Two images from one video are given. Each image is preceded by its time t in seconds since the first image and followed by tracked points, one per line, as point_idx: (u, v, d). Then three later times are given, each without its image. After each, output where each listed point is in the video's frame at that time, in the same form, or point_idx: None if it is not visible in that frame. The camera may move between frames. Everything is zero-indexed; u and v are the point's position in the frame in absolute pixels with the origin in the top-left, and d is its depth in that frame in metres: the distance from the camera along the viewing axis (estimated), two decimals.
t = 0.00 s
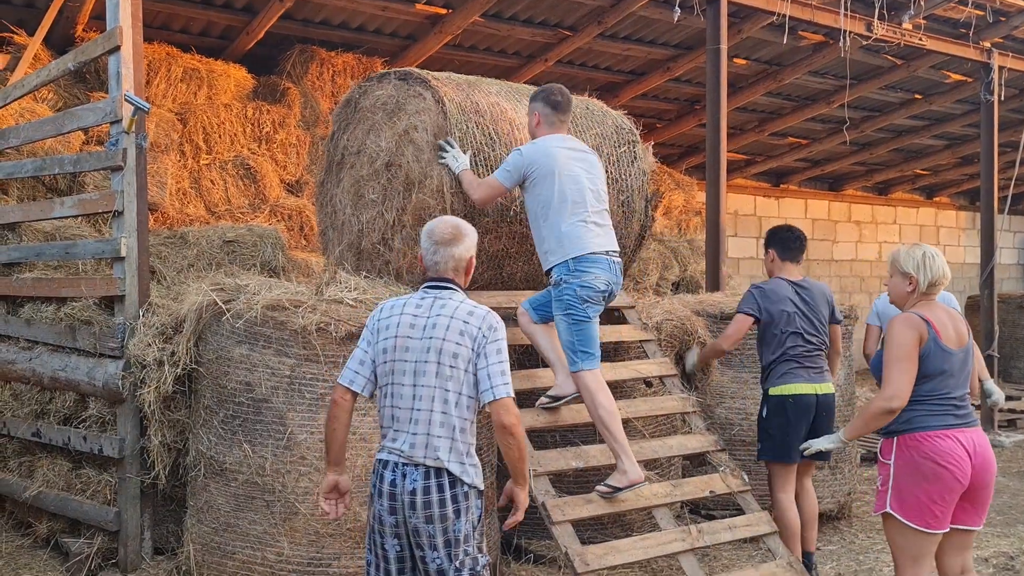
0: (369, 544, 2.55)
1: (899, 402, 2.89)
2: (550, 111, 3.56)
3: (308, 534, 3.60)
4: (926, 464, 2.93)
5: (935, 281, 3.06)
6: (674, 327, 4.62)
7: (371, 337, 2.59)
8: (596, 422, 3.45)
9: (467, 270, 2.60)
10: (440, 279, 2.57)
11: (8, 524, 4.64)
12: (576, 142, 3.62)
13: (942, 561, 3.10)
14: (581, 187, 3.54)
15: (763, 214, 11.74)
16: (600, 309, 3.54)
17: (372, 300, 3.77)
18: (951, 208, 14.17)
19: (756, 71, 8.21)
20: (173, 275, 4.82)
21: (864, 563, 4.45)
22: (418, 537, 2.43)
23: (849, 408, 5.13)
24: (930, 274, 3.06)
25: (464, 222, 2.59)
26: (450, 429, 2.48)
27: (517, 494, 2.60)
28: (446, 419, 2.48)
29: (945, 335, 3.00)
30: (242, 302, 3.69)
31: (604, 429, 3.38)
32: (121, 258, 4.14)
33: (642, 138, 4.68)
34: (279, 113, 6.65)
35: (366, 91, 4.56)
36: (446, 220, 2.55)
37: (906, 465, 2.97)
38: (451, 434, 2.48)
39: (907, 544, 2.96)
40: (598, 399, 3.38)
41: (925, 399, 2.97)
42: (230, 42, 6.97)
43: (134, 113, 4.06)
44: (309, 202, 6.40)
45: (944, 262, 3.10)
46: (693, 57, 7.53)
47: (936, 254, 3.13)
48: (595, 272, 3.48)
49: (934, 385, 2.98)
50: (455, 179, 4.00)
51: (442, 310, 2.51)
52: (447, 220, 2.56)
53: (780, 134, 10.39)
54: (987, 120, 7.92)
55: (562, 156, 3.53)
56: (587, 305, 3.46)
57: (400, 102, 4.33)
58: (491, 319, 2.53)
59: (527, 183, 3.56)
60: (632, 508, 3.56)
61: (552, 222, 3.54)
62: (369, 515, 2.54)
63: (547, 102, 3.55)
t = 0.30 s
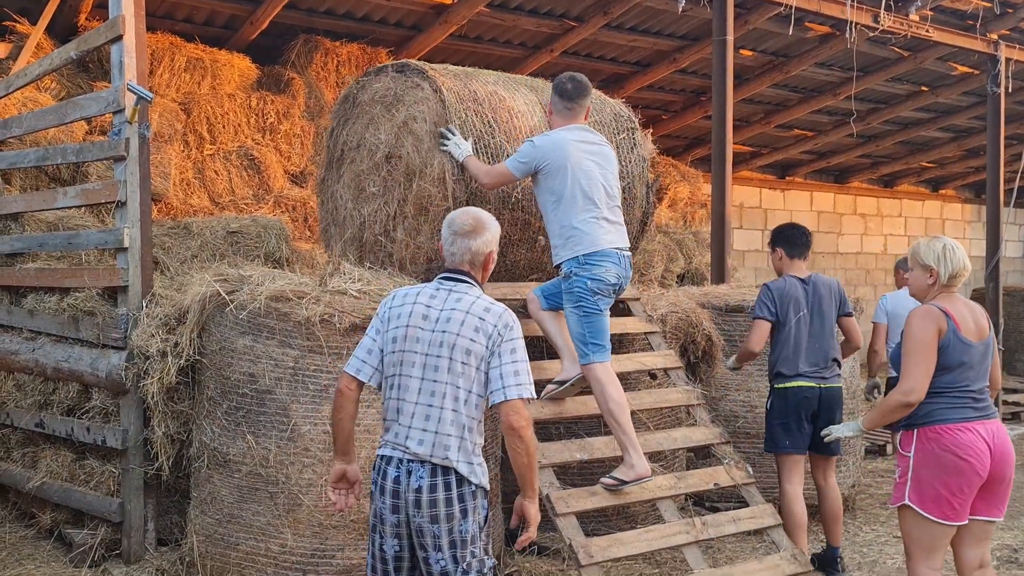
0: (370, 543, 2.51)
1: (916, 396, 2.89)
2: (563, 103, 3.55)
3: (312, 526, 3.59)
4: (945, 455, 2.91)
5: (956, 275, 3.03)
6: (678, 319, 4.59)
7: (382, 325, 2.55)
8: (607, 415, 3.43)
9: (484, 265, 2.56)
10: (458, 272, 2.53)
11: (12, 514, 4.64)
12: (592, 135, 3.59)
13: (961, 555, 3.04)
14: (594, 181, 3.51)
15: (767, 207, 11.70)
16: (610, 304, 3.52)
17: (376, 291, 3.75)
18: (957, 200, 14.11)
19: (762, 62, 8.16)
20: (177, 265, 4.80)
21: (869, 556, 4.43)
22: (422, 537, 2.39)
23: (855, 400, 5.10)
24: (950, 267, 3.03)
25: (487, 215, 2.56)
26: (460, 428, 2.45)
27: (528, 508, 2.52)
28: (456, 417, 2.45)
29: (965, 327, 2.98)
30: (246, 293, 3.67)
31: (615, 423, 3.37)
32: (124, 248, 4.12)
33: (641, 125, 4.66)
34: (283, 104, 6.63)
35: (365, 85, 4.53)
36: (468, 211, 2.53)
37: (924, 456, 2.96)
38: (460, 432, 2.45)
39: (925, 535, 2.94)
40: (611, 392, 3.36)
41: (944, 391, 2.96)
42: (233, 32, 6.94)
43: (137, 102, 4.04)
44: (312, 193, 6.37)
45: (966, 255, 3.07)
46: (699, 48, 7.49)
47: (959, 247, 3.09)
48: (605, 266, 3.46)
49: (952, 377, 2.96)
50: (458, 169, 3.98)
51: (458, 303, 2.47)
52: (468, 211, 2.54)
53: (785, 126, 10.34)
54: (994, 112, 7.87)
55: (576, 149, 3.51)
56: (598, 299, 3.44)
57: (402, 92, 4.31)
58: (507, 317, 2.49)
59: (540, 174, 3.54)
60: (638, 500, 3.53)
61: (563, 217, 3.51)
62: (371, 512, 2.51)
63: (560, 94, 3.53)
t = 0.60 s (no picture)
0: (367, 547, 2.46)
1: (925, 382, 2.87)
2: (572, 92, 3.55)
3: (318, 516, 3.61)
4: (955, 445, 2.90)
5: (970, 263, 3.00)
6: (684, 310, 4.62)
7: (367, 323, 2.52)
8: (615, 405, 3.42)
9: (470, 255, 2.50)
10: (442, 264, 2.48)
11: (21, 504, 4.68)
12: (601, 124, 3.58)
13: (969, 543, 3.02)
14: (600, 170, 3.50)
15: (775, 196, 11.65)
16: (615, 292, 3.50)
17: (382, 282, 3.74)
18: (966, 189, 14.03)
19: (770, 50, 8.11)
20: (183, 256, 4.81)
21: (876, 545, 4.43)
22: (424, 536, 2.36)
23: (863, 390, 5.09)
24: (965, 254, 3.00)
25: (471, 205, 2.51)
26: (453, 422, 2.41)
27: (512, 510, 2.44)
28: (448, 412, 2.41)
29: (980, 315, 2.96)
30: (251, 284, 3.67)
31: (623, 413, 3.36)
32: (130, 239, 4.12)
33: (646, 114, 4.63)
34: (289, 94, 6.61)
35: (371, 75, 4.51)
36: (450, 200, 2.47)
37: (934, 446, 2.94)
38: (453, 427, 2.41)
39: (935, 526, 2.92)
40: (618, 380, 3.34)
41: (956, 379, 2.94)
42: (239, 22, 6.92)
43: (142, 93, 4.03)
44: (318, 184, 6.37)
45: (980, 242, 3.04)
46: (706, 37, 7.44)
47: (973, 234, 3.06)
48: (610, 255, 3.45)
49: (965, 366, 2.95)
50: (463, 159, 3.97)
51: (440, 296, 2.42)
52: (450, 199, 2.49)
53: (792, 114, 10.29)
54: (1004, 100, 7.81)
55: (585, 138, 3.49)
56: (603, 287, 3.43)
57: (407, 82, 4.29)
58: (490, 306, 2.44)
59: (547, 162, 3.52)
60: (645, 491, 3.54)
61: (570, 205, 3.50)
62: (367, 514, 2.46)
63: (569, 82, 3.53)
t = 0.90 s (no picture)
0: (369, 534, 2.47)
1: (932, 358, 2.86)
2: (572, 76, 3.52)
3: (328, 499, 3.62)
4: (963, 424, 2.89)
5: (976, 242, 2.99)
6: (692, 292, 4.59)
7: (359, 310, 2.50)
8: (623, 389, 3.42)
9: (458, 233, 2.49)
10: (432, 244, 2.46)
11: (33, 490, 4.71)
12: (603, 109, 3.56)
13: (977, 523, 3.01)
14: (601, 154, 3.48)
15: (781, 178, 11.60)
16: (615, 277, 3.50)
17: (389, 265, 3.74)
18: (974, 169, 13.94)
19: (777, 31, 8.04)
20: (189, 242, 4.82)
21: (885, 525, 4.43)
22: (426, 521, 2.36)
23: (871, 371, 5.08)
24: (971, 233, 2.98)
25: (457, 181, 2.48)
26: (449, 404, 2.39)
27: (517, 487, 2.46)
28: (443, 395, 2.39)
29: (988, 294, 2.94)
30: (259, 269, 3.67)
31: (630, 396, 3.35)
32: (137, 225, 4.12)
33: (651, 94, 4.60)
34: (293, 79, 6.59)
35: (375, 58, 4.49)
36: (435, 177, 2.45)
37: (941, 424, 2.94)
38: (450, 410, 2.39)
39: (943, 505, 2.92)
40: (623, 363, 3.33)
41: (964, 358, 2.93)
42: (241, 7, 6.89)
43: (146, 78, 4.02)
44: (323, 169, 6.36)
45: (987, 220, 3.02)
46: (712, 17, 7.38)
47: (980, 212, 3.04)
48: (607, 240, 3.44)
49: (972, 345, 2.94)
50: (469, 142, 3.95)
51: (431, 276, 2.40)
52: (434, 177, 2.47)
53: (799, 95, 10.22)
54: (1013, 78, 7.74)
55: (588, 122, 3.47)
56: (602, 272, 3.42)
57: (410, 64, 4.27)
58: (481, 283, 2.41)
59: (548, 146, 3.51)
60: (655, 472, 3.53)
61: (570, 190, 3.49)
62: (367, 502, 2.46)
63: (570, 66, 3.50)
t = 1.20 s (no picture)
0: (382, 525, 2.48)
1: (927, 341, 2.86)
2: (567, 56, 3.47)
3: (333, 486, 3.63)
4: (960, 402, 2.88)
5: (972, 217, 2.96)
6: (695, 274, 4.53)
7: (371, 297, 2.49)
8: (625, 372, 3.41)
9: (473, 220, 2.46)
10: (447, 232, 2.44)
11: (40, 480, 4.73)
12: (597, 88, 3.53)
13: (977, 501, 3.00)
14: (600, 134, 3.45)
15: (784, 156, 11.54)
16: (621, 257, 3.47)
17: (388, 251, 3.72)
18: (978, 145, 13.84)
19: (777, 8, 7.96)
20: (190, 231, 4.81)
21: (890, 504, 4.43)
22: (438, 517, 2.35)
23: (875, 349, 5.06)
24: (965, 208, 2.96)
25: (472, 166, 2.45)
26: (464, 399, 2.37)
27: (539, 476, 2.45)
28: (458, 389, 2.38)
29: (984, 270, 2.91)
30: (259, 256, 3.66)
31: (635, 378, 3.35)
32: (135, 214, 4.11)
33: (648, 72, 4.56)
34: (290, 64, 6.55)
35: (368, 44, 4.45)
36: (450, 162, 2.43)
37: (939, 402, 2.93)
38: (463, 404, 2.37)
39: (942, 484, 2.91)
40: (632, 346, 3.32)
41: (962, 336, 2.91)
42: None
43: (142, 66, 3.99)
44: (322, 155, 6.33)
45: (982, 195, 2.99)
46: None
47: (974, 187, 3.01)
48: (612, 220, 3.41)
49: (971, 322, 2.92)
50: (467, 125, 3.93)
51: (446, 265, 2.37)
52: (450, 161, 2.44)
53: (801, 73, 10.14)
54: (1017, 52, 7.66)
55: (585, 102, 3.45)
56: (609, 252, 3.40)
57: (404, 48, 4.22)
58: (503, 276, 2.39)
59: (546, 128, 3.49)
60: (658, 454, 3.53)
61: (572, 172, 3.47)
62: (381, 493, 2.47)
63: (563, 45, 3.45)
